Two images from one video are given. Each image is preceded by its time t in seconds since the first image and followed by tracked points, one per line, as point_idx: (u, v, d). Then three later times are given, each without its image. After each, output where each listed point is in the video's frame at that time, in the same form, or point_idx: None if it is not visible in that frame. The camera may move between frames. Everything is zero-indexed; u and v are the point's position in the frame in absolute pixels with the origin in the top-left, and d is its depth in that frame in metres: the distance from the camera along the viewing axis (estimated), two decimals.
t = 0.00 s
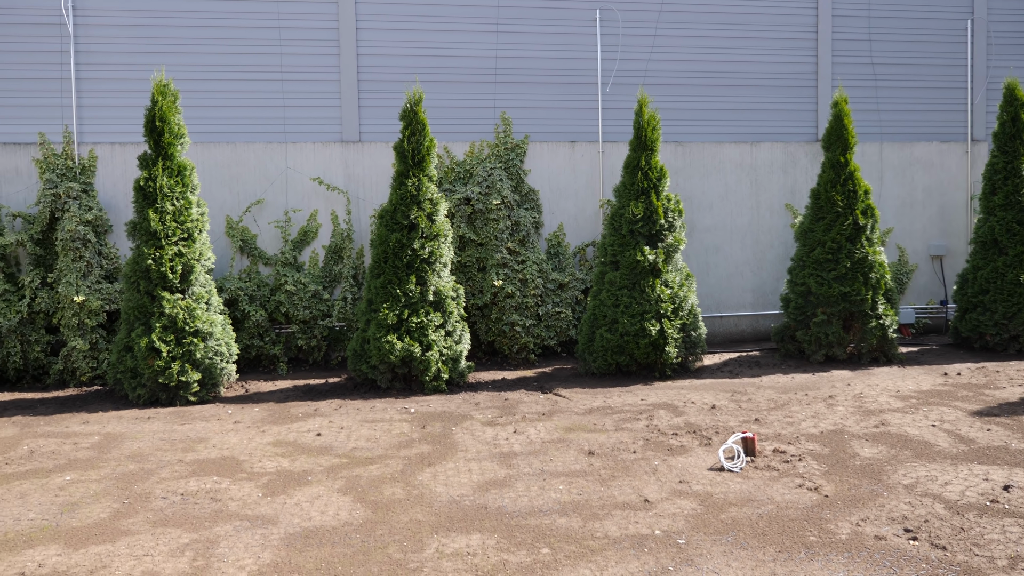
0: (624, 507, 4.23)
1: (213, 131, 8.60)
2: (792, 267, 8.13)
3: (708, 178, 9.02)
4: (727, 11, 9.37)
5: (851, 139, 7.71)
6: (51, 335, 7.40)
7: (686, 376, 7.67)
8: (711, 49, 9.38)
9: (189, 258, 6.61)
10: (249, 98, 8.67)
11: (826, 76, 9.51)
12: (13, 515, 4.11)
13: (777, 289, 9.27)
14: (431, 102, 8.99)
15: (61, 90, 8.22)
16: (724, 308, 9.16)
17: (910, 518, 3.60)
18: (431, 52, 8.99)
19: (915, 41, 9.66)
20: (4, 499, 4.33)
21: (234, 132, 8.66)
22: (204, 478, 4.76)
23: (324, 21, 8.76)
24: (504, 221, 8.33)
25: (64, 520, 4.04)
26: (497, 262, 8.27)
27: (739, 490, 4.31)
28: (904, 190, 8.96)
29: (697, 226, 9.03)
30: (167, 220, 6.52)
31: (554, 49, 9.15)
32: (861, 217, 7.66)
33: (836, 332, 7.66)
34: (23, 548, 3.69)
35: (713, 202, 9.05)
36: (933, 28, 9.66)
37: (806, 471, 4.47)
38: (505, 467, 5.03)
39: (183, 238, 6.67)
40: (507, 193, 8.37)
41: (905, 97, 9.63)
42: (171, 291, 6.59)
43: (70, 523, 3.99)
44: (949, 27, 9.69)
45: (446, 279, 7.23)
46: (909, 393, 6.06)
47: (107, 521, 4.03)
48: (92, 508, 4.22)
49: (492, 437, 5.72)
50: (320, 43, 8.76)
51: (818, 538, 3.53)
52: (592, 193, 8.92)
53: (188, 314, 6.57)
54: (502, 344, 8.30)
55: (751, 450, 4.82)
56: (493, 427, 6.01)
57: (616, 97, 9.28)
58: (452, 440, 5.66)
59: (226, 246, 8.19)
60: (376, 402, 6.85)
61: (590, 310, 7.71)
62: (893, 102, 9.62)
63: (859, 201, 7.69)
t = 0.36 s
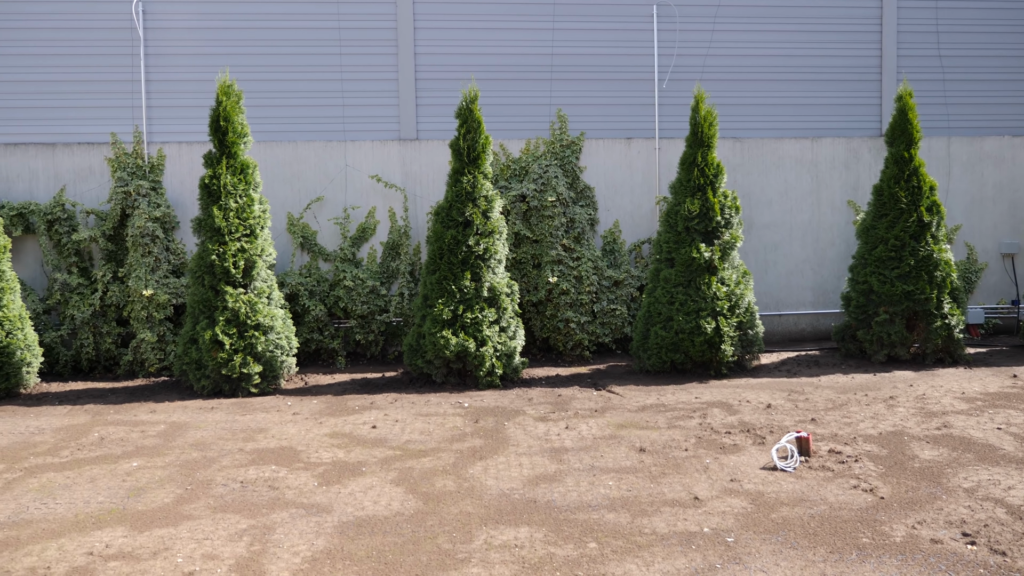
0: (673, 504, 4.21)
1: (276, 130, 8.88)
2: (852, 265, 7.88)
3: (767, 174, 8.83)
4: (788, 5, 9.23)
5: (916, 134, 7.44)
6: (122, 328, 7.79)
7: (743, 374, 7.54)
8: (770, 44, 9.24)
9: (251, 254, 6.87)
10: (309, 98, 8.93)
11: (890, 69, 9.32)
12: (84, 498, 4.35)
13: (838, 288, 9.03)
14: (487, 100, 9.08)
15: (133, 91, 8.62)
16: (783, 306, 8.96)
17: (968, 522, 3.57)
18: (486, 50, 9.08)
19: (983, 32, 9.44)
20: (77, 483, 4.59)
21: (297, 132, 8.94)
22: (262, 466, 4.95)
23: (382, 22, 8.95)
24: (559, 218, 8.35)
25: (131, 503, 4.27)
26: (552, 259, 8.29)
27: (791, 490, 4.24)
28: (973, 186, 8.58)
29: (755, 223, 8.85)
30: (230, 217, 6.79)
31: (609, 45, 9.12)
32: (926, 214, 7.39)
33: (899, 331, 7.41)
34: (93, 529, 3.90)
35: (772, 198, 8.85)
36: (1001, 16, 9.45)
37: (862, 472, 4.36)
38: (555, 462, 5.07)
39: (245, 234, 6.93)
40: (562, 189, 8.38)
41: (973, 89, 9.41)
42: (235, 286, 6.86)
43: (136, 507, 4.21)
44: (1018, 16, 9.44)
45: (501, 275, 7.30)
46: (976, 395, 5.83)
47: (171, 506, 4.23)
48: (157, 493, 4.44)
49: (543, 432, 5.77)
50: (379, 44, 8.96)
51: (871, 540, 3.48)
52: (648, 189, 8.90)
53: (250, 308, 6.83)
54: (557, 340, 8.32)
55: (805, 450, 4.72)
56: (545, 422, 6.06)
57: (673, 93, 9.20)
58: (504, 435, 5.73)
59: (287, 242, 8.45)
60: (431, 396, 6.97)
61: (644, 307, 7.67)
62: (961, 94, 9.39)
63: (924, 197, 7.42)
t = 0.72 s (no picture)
0: (732, 502, 4.17)
1: (343, 128, 9.13)
2: (926, 262, 7.57)
3: (838, 169, 8.58)
4: None
5: (994, 127, 7.11)
6: (196, 320, 8.19)
7: (809, 374, 7.37)
8: (842, 35, 8.99)
9: (319, 249, 7.11)
10: (375, 97, 9.14)
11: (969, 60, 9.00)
12: (158, 482, 4.59)
13: (912, 287, 8.71)
14: (550, 96, 9.10)
15: (207, 91, 9.02)
16: (853, 305, 8.68)
17: None
18: (549, 47, 9.11)
19: None
20: (152, 467, 4.86)
21: (364, 130, 9.17)
22: (327, 456, 5.15)
23: (448, 22, 9.10)
24: (622, 214, 8.33)
25: (202, 488, 4.49)
26: (615, 255, 8.28)
27: (856, 491, 4.14)
28: None
29: (825, 220, 8.61)
30: (299, 214, 7.04)
31: (674, 39, 9.04)
32: (1004, 210, 7.06)
33: (975, 332, 7.10)
34: (166, 511, 4.12)
35: (842, 194, 8.61)
36: None
37: (930, 475, 4.25)
38: (614, 458, 5.09)
39: (313, 230, 7.17)
40: (625, 185, 8.35)
41: None
42: (303, 280, 7.11)
43: (206, 492, 4.42)
44: None
45: (563, 271, 7.34)
46: None
47: (239, 492, 4.44)
48: (226, 479, 4.67)
49: (603, 428, 5.79)
50: (444, 43, 9.11)
51: (937, 544, 3.43)
52: (713, 185, 8.79)
53: (318, 302, 7.07)
54: (619, 337, 8.30)
55: (871, 452, 4.59)
56: (605, 418, 6.08)
57: (739, 88, 9.05)
58: (564, 430, 5.78)
59: (354, 237, 8.70)
60: (493, 390, 7.08)
61: (708, 305, 7.57)
62: None
63: (1003, 192, 7.09)
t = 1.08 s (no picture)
0: (799, 503, 4.13)
1: (411, 126, 9.34)
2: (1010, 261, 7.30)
3: (916, 164, 8.28)
4: None
5: None
6: (267, 314, 8.55)
7: (882, 374, 7.15)
8: (921, 27, 8.71)
9: (386, 244, 7.32)
10: (441, 95, 9.33)
11: None
12: (231, 469, 4.77)
13: (993, 286, 8.34)
14: (616, 92, 9.09)
15: (279, 90, 9.40)
16: (930, 305, 8.35)
17: None
18: (616, 43, 9.11)
19: None
20: (225, 455, 5.06)
21: (432, 126, 9.36)
22: (393, 448, 5.32)
23: (515, 20, 9.21)
24: (689, 211, 8.26)
25: (272, 476, 4.67)
26: (681, 252, 8.23)
27: (929, 495, 4.05)
28: None
29: (900, 217, 8.32)
30: (368, 210, 7.27)
31: (744, 33, 8.92)
32: None
33: None
34: (238, 498, 4.27)
35: (919, 190, 8.30)
36: None
37: (1011, 481, 4.13)
38: (679, 456, 5.09)
39: (382, 226, 7.40)
40: (693, 182, 8.28)
41: None
42: (371, 275, 7.35)
43: (277, 480, 4.60)
44: None
45: (629, 268, 7.34)
46: None
47: (308, 480, 4.62)
48: (295, 468, 4.85)
49: (668, 426, 5.79)
50: (512, 42, 9.23)
51: (1017, 552, 3.36)
52: (784, 182, 8.62)
53: (386, 296, 7.29)
54: (685, 335, 8.25)
55: (946, 455, 4.48)
56: (670, 416, 6.07)
57: (811, 81, 8.86)
58: (628, 427, 5.80)
59: (421, 234, 8.91)
60: (557, 386, 7.15)
61: (777, 303, 7.45)
62: None
63: None
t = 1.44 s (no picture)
0: (869, 508, 4.01)
1: (475, 124, 9.44)
2: None
3: (998, 159, 7.88)
4: None
5: None
6: (332, 309, 8.80)
7: (959, 378, 6.83)
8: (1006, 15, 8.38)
9: (450, 240, 7.43)
10: (503, 92, 9.40)
11: None
12: (297, 461, 4.95)
13: None
14: (682, 87, 8.98)
15: (346, 89, 9.64)
16: (1011, 306, 7.95)
17: None
18: (683, 37, 8.99)
19: None
20: (292, 446, 5.25)
21: (495, 123, 9.44)
22: (454, 442, 5.41)
23: (580, 16, 9.20)
24: (756, 208, 8.08)
25: (337, 469, 4.82)
26: (748, 249, 8.06)
27: (1009, 504, 3.93)
28: None
29: (981, 214, 7.93)
30: (431, 206, 7.40)
31: (816, 24, 8.68)
32: None
33: None
34: (304, 489, 4.42)
35: (1001, 186, 7.88)
36: None
37: None
38: (743, 457, 5.00)
39: (445, 222, 7.51)
40: (761, 177, 8.08)
41: None
42: (434, 272, 7.47)
43: (341, 472, 4.74)
44: None
45: (694, 265, 7.24)
46: None
47: (372, 473, 4.75)
48: (359, 460, 5.00)
49: (732, 426, 5.69)
50: (576, 38, 9.22)
51: None
52: (857, 177, 8.33)
53: (448, 292, 7.40)
54: (751, 334, 8.09)
55: None
56: (734, 416, 5.96)
57: (887, 73, 8.56)
58: (691, 426, 5.74)
59: (484, 230, 9.00)
60: (619, 384, 7.13)
61: (848, 302, 7.22)
62: None
63: None
